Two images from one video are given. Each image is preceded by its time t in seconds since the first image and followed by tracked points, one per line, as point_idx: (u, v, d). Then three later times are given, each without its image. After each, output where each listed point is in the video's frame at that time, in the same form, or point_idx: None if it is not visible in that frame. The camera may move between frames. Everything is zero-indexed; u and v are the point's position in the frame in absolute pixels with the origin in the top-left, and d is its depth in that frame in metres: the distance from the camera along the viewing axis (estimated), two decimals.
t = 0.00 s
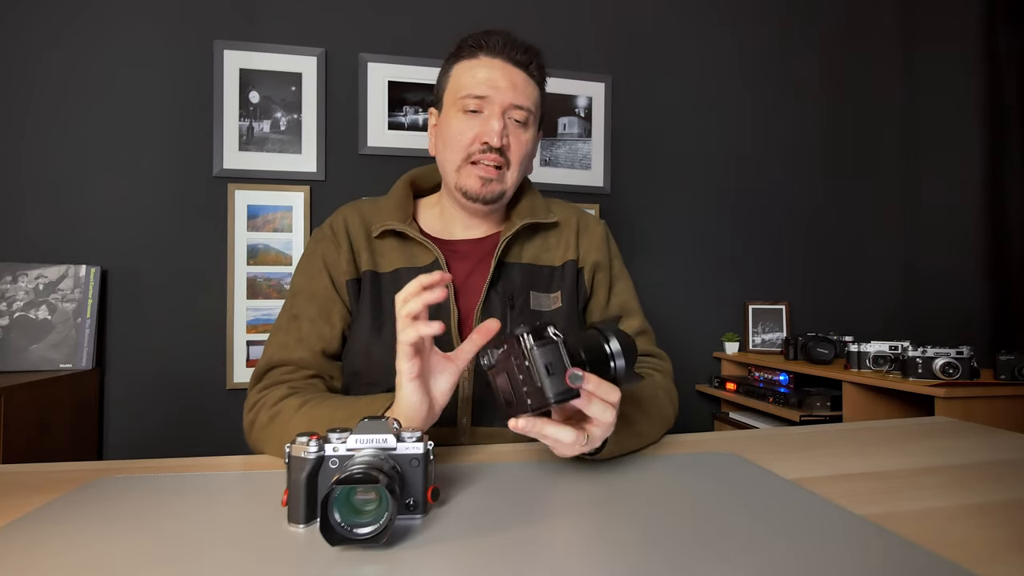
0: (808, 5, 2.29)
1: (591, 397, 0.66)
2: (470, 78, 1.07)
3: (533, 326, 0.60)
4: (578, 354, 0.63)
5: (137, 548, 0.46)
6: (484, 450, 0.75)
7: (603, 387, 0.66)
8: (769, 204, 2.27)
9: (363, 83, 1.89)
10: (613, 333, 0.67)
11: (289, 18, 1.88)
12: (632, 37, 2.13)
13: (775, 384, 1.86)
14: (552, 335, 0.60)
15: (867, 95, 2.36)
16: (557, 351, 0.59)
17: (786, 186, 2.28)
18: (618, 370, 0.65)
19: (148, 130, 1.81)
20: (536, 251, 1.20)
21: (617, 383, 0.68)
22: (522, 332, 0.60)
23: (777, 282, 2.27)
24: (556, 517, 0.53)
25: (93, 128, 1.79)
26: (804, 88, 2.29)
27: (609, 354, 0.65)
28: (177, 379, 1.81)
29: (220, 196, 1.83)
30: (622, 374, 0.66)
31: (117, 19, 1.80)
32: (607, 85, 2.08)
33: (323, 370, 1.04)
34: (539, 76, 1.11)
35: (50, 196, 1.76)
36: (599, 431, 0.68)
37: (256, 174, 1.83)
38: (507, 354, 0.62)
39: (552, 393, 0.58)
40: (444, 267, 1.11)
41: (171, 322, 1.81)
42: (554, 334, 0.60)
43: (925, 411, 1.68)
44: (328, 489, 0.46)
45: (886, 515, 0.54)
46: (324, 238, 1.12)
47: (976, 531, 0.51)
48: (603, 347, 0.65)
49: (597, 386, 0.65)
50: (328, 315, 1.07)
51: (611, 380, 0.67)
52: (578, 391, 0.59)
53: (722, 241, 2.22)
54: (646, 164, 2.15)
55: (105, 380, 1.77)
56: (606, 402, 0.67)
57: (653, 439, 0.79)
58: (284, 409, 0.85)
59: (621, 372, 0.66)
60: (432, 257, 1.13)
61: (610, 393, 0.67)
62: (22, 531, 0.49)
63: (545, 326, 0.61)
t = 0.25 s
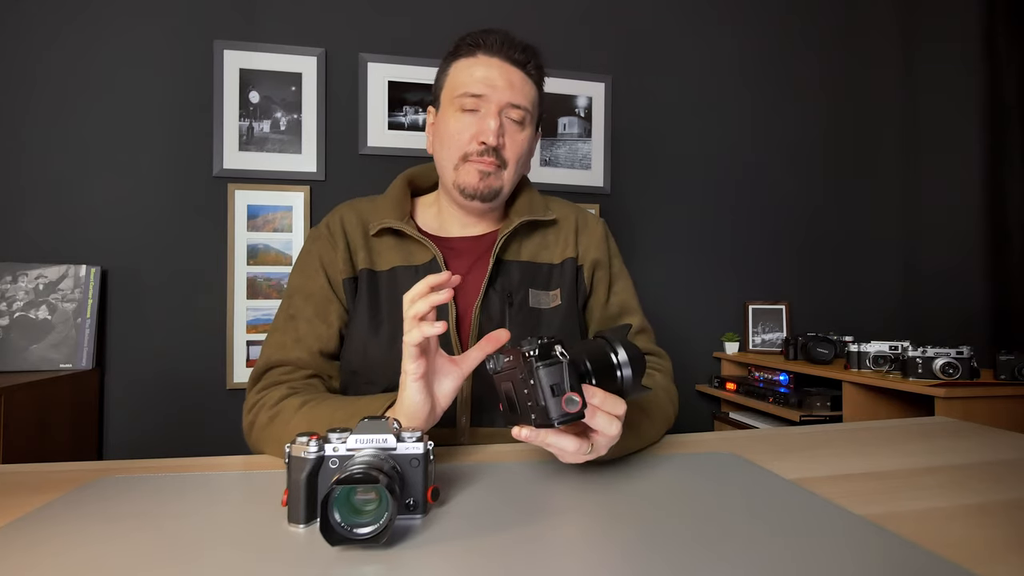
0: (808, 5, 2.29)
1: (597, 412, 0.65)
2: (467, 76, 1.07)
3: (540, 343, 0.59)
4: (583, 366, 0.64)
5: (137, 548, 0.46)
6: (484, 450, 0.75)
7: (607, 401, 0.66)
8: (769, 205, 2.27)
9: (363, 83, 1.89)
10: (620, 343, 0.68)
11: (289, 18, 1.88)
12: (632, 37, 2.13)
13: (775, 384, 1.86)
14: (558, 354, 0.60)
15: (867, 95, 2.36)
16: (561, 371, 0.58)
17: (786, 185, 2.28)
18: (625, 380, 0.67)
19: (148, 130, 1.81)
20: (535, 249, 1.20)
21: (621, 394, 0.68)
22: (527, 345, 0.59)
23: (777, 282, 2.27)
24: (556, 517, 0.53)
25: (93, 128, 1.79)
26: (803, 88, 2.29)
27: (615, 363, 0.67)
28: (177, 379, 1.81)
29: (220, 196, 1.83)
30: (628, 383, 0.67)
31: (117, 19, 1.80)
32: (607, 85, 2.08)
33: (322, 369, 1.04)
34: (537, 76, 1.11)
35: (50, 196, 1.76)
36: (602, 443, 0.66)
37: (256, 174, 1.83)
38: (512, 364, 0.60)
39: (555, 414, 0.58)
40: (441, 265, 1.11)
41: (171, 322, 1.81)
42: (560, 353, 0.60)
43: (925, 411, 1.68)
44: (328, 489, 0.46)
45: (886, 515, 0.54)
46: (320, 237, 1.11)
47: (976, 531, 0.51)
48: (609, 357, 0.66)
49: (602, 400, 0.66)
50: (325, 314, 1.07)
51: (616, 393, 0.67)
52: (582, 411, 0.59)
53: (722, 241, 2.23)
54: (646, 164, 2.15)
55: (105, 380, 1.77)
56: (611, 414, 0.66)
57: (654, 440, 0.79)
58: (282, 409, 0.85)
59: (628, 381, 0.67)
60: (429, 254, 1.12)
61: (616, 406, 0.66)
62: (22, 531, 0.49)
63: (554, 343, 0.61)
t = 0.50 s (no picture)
0: (808, 5, 2.29)
1: (590, 408, 0.66)
2: (449, 74, 1.07)
3: (532, 341, 0.59)
4: (575, 363, 0.63)
5: (137, 549, 0.46)
6: (483, 450, 0.75)
7: (602, 397, 0.66)
8: (769, 205, 2.27)
9: (363, 83, 1.89)
10: (614, 340, 0.66)
11: (289, 18, 1.88)
12: (632, 37, 2.13)
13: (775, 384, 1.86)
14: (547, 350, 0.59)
15: (867, 95, 2.36)
16: (551, 368, 0.58)
17: (786, 186, 2.29)
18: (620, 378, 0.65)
19: (148, 130, 1.81)
20: (535, 251, 1.20)
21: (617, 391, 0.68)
22: (517, 343, 0.59)
23: (777, 282, 2.27)
24: (556, 517, 0.53)
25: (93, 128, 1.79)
26: (803, 88, 2.30)
27: (608, 360, 0.65)
28: (177, 379, 1.81)
29: (220, 196, 1.83)
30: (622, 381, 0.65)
31: (116, 19, 1.80)
32: (607, 85, 2.08)
33: (320, 370, 1.04)
34: (522, 69, 1.10)
35: (50, 196, 1.76)
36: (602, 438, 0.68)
37: (256, 174, 1.83)
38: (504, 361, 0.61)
39: (546, 410, 0.58)
40: (442, 267, 1.10)
41: (171, 322, 1.81)
42: (551, 349, 0.59)
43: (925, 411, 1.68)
44: (329, 489, 0.46)
45: (886, 515, 0.54)
46: (320, 237, 1.11)
47: (975, 530, 0.51)
48: (604, 354, 0.65)
49: (596, 396, 0.66)
50: (324, 315, 1.07)
51: (611, 390, 0.67)
52: (573, 408, 0.59)
53: (722, 241, 2.23)
54: (646, 164, 2.15)
55: (104, 381, 1.77)
56: (605, 410, 0.67)
57: (653, 439, 0.79)
58: (281, 410, 0.85)
59: (624, 379, 0.65)
60: (429, 256, 1.12)
61: (611, 402, 0.67)
62: (21, 531, 0.49)
63: (545, 340, 0.60)
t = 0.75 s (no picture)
0: (808, 5, 2.29)
1: (583, 402, 0.65)
2: (424, 76, 1.08)
3: (521, 335, 0.59)
4: (567, 359, 0.63)
5: (137, 549, 0.46)
6: (483, 450, 0.75)
7: (594, 391, 0.66)
8: (769, 205, 2.27)
9: (363, 83, 1.89)
10: (606, 335, 0.66)
11: (289, 18, 1.88)
12: (632, 37, 2.13)
13: (775, 384, 1.86)
14: (536, 345, 0.59)
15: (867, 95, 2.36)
16: (541, 361, 0.58)
17: (786, 186, 2.28)
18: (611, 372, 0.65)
19: (148, 130, 1.81)
20: (536, 251, 1.20)
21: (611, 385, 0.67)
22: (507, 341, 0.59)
23: (777, 282, 2.27)
24: (556, 517, 0.53)
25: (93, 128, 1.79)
26: (803, 88, 2.29)
27: (602, 355, 0.65)
28: (177, 380, 1.81)
29: (220, 196, 1.83)
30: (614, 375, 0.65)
31: (116, 19, 1.80)
32: (607, 85, 2.08)
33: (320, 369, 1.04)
34: (495, 56, 1.09)
35: (50, 196, 1.76)
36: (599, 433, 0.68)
37: (256, 174, 1.83)
38: (499, 363, 0.61)
39: (537, 404, 0.58)
40: (442, 267, 1.10)
41: (171, 322, 1.81)
42: (540, 343, 0.59)
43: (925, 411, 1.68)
44: (329, 489, 0.46)
45: (886, 515, 0.54)
46: (321, 234, 1.11)
47: (975, 530, 0.51)
48: (595, 349, 0.65)
49: (589, 389, 0.65)
50: (325, 313, 1.07)
51: (604, 384, 0.67)
52: (564, 400, 0.58)
53: (722, 241, 2.23)
54: (646, 164, 2.15)
55: (104, 381, 1.77)
56: (598, 404, 0.66)
57: (653, 440, 0.79)
58: (280, 408, 0.85)
59: (616, 373, 0.65)
60: (429, 256, 1.12)
61: (604, 396, 0.67)
62: (21, 531, 0.49)
63: (534, 335, 0.60)
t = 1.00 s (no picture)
0: (808, 5, 2.29)
1: (579, 400, 0.65)
2: (410, 85, 1.08)
3: (516, 334, 0.59)
4: (564, 357, 0.63)
5: (137, 548, 0.46)
6: (483, 450, 0.75)
7: (591, 390, 0.66)
8: (769, 205, 2.27)
9: (363, 83, 1.89)
10: (604, 333, 0.66)
11: (289, 18, 1.88)
12: (632, 38, 2.13)
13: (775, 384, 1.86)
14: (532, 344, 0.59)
15: (867, 94, 2.36)
16: (536, 361, 0.58)
17: (786, 186, 2.28)
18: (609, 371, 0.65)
19: (148, 130, 1.81)
20: (539, 252, 1.20)
21: (607, 384, 0.67)
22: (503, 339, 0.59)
23: (777, 282, 2.27)
24: (557, 517, 0.53)
25: (93, 128, 1.79)
26: (803, 88, 2.29)
27: (598, 354, 0.65)
28: (177, 380, 1.81)
29: (220, 196, 1.83)
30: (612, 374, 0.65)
31: (116, 19, 1.80)
32: (607, 85, 2.08)
33: (320, 370, 1.04)
34: (477, 54, 1.09)
35: (50, 196, 1.76)
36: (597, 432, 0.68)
37: (256, 174, 1.83)
38: (496, 361, 0.61)
39: (531, 404, 0.58)
40: (444, 268, 1.10)
41: (171, 322, 1.81)
42: (535, 342, 0.59)
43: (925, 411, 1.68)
44: (328, 489, 0.46)
45: (886, 515, 0.54)
46: (324, 235, 1.12)
47: (975, 530, 0.51)
48: (593, 348, 0.65)
49: (586, 388, 0.65)
50: (326, 314, 1.07)
51: (601, 383, 0.67)
52: (559, 400, 0.58)
53: (722, 241, 2.23)
54: (647, 164, 2.15)
55: (105, 381, 1.77)
56: (596, 402, 0.66)
57: (653, 440, 0.79)
58: (280, 409, 0.85)
59: (613, 372, 0.65)
60: (431, 257, 1.12)
61: (601, 395, 0.66)
62: (21, 531, 0.49)
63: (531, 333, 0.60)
